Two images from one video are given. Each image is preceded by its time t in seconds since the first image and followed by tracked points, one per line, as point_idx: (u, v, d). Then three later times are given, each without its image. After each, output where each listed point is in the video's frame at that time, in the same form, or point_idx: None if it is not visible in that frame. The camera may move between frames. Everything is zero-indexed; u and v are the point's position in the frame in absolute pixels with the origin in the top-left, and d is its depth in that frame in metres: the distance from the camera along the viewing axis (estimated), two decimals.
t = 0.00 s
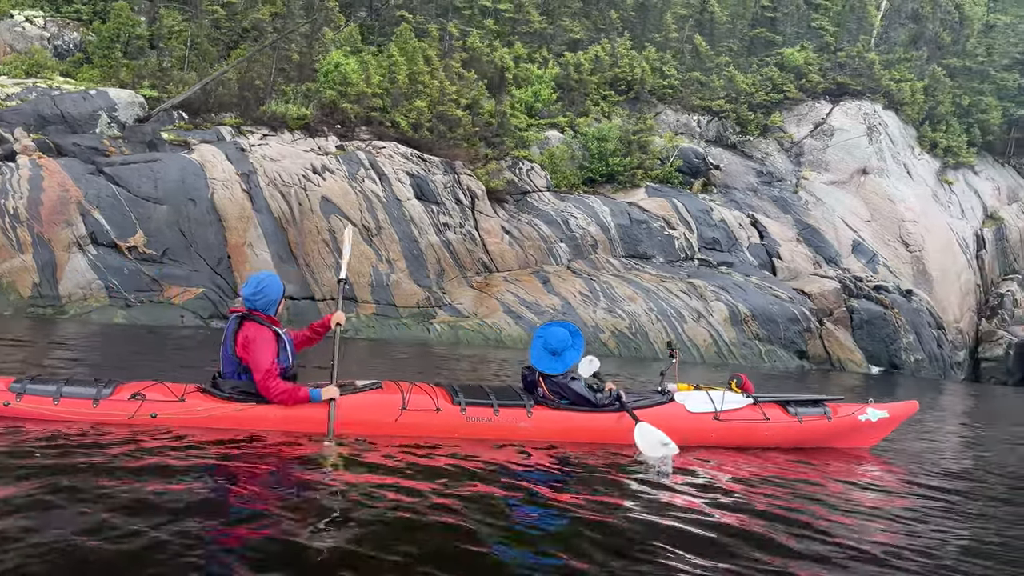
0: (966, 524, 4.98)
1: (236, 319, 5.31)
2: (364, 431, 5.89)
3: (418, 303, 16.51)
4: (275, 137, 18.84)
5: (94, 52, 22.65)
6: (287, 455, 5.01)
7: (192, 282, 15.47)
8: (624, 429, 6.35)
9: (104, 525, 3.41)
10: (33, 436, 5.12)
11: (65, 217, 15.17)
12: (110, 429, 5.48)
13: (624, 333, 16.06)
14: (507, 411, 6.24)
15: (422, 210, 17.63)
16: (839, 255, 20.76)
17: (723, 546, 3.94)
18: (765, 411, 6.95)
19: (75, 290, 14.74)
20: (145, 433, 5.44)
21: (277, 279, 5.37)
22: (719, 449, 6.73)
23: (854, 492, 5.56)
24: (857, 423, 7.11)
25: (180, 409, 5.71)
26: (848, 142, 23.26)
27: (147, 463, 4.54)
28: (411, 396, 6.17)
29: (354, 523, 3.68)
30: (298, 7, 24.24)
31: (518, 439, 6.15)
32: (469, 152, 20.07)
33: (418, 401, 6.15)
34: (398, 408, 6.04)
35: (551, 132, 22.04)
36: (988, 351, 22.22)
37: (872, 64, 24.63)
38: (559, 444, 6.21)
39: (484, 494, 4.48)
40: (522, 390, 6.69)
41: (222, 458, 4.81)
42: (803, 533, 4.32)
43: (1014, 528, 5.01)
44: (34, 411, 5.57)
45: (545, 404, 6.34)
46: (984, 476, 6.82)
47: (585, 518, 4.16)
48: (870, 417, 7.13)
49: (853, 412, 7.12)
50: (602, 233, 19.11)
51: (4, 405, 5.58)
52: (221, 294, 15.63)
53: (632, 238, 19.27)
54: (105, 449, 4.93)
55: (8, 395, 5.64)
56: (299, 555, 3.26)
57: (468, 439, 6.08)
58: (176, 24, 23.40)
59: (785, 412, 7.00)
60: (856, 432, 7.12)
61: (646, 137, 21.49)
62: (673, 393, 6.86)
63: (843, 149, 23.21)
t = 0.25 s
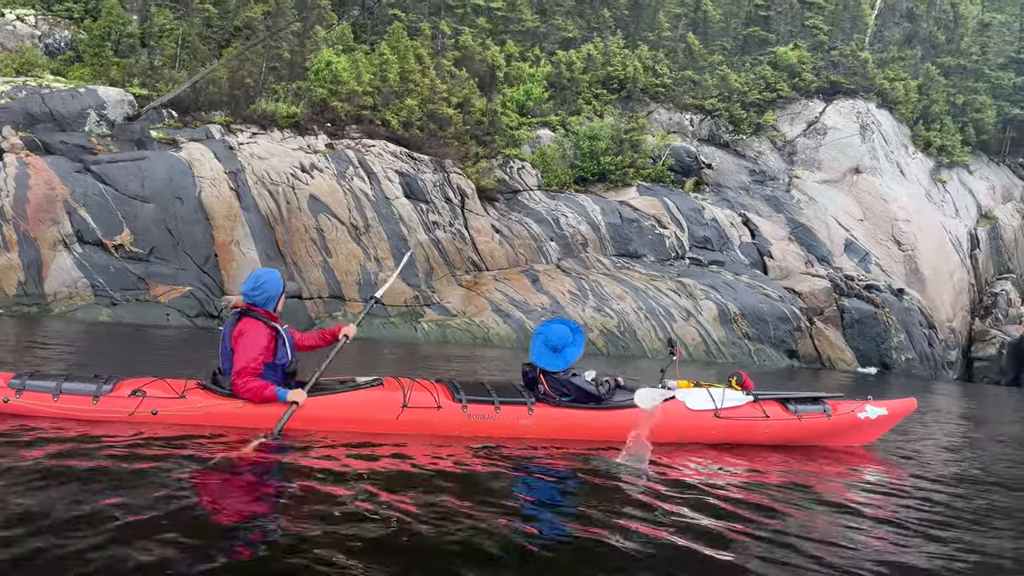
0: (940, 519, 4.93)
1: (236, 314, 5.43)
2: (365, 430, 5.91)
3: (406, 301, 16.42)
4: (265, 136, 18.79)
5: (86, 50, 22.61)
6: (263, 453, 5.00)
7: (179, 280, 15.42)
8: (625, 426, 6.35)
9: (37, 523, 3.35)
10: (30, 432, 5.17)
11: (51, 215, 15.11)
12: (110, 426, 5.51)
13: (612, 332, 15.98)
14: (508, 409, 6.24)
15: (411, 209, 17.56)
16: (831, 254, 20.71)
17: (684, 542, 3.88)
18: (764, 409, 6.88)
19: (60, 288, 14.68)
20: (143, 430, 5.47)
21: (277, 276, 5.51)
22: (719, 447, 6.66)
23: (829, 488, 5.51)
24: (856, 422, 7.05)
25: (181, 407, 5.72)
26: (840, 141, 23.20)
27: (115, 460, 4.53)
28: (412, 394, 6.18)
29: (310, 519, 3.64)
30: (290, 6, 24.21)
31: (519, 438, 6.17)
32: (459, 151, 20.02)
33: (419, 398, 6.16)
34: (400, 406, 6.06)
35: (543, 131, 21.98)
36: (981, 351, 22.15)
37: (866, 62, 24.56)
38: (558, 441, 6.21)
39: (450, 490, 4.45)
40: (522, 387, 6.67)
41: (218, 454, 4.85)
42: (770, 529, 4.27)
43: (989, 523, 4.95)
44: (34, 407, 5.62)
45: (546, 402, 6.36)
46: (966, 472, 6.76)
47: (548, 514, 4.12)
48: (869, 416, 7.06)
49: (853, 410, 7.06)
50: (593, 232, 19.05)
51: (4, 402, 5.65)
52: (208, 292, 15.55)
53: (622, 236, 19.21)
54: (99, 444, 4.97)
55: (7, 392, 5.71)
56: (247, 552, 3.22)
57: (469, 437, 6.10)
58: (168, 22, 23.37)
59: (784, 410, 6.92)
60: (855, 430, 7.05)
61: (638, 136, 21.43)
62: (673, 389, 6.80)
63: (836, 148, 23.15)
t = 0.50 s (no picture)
0: (908, 517, 4.88)
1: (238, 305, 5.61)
2: (368, 425, 5.98)
3: (393, 299, 16.41)
4: (254, 132, 18.75)
5: (76, 46, 22.58)
6: (234, 451, 4.98)
7: (165, 277, 15.35)
8: (627, 420, 6.39)
9: None
10: (32, 426, 5.28)
11: (36, 212, 15.04)
12: (113, 419, 5.62)
13: (600, 330, 15.89)
14: (511, 403, 6.28)
15: (399, 206, 17.49)
16: (823, 251, 20.64)
17: (638, 543, 3.84)
18: (765, 404, 6.93)
19: (45, 285, 14.62)
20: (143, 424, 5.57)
21: (278, 271, 5.70)
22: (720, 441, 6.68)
23: (798, 486, 5.47)
24: (855, 417, 7.11)
25: (182, 399, 5.81)
26: (833, 138, 23.12)
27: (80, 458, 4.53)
28: (414, 388, 6.24)
29: (260, 519, 3.61)
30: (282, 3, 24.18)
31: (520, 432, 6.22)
32: (449, 148, 19.95)
33: (422, 392, 6.21)
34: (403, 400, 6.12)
35: (534, 128, 21.90)
36: (974, 349, 22.07)
37: (859, 59, 24.46)
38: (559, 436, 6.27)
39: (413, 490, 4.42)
40: (525, 382, 6.75)
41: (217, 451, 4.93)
42: (731, 528, 4.23)
43: (956, 521, 4.91)
44: (36, 401, 5.75)
45: (548, 397, 6.38)
46: (943, 470, 6.71)
47: (505, 513, 4.10)
48: (869, 411, 7.11)
49: (853, 406, 7.11)
50: (582, 230, 18.99)
51: (7, 395, 5.77)
52: (193, 289, 15.45)
53: (612, 234, 19.14)
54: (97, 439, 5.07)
55: (10, 385, 5.84)
56: (189, 555, 3.19)
57: (470, 432, 6.16)
58: (159, 19, 23.35)
59: (785, 405, 6.98)
60: (854, 425, 7.12)
61: (629, 133, 21.36)
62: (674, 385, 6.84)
63: (828, 145, 23.05)
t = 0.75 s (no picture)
0: (882, 511, 4.82)
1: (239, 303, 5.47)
2: (368, 420, 5.87)
3: (382, 295, 16.32)
4: (244, 129, 18.68)
5: (68, 43, 22.57)
6: (233, 447, 4.82)
7: (152, 273, 15.27)
8: (631, 418, 6.38)
9: None
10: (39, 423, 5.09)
11: (23, 207, 14.95)
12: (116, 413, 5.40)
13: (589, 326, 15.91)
14: (514, 398, 6.21)
15: (389, 202, 17.43)
16: (816, 248, 20.56)
17: (600, 534, 3.74)
18: (766, 400, 6.95)
19: (32, 281, 14.51)
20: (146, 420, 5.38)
21: (279, 268, 5.51)
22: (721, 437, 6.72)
23: (775, 480, 5.41)
24: (856, 414, 7.13)
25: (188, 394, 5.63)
26: (827, 135, 23.04)
27: (53, 448, 4.42)
28: (418, 385, 6.15)
29: (210, 507, 3.52)
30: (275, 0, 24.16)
31: (524, 428, 6.13)
32: (440, 144, 19.87)
33: (425, 388, 6.13)
34: (406, 395, 6.01)
35: (526, 125, 21.82)
36: (968, 346, 21.98)
37: (854, 56, 24.38)
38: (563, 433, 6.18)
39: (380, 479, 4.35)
40: (527, 380, 6.73)
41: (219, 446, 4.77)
42: (700, 520, 4.17)
43: (933, 517, 4.85)
44: (42, 398, 5.53)
45: (551, 392, 6.34)
46: (925, 465, 6.65)
47: (470, 502, 4.03)
48: (869, 408, 7.15)
49: (853, 403, 7.18)
50: (573, 226, 18.93)
51: (12, 392, 5.57)
52: (181, 286, 15.39)
53: (603, 231, 19.09)
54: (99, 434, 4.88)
55: (14, 382, 5.65)
56: (138, 538, 3.12)
57: (474, 428, 6.06)
58: (151, 16, 23.31)
59: (786, 402, 7.01)
60: (855, 422, 7.14)
61: (622, 130, 21.30)
62: (674, 382, 6.86)
63: (822, 142, 22.97)
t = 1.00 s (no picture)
0: (852, 511, 4.73)
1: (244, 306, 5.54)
2: (372, 418, 5.84)
3: (370, 292, 16.28)
4: (234, 125, 18.65)
5: (60, 39, 22.58)
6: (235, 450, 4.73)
7: (139, 269, 15.26)
8: (634, 416, 6.34)
9: None
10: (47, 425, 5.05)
11: (10, 203, 14.87)
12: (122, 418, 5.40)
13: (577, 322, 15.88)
14: (518, 397, 6.17)
15: (378, 198, 17.40)
16: (809, 245, 20.49)
17: (551, 529, 3.69)
18: (765, 398, 6.95)
19: (17, 277, 14.42)
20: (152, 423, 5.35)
21: (282, 270, 5.67)
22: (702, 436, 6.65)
23: (745, 478, 5.33)
24: (855, 412, 7.16)
25: (193, 396, 5.62)
26: (820, 131, 23.00)
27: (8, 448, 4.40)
28: (421, 384, 6.08)
29: (153, 507, 3.49)
30: None
31: (528, 427, 6.09)
32: (431, 140, 19.82)
33: (429, 388, 6.06)
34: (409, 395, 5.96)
35: (518, 121, 21.78)
36: (961, 343, 21.91)
37: (848, 52, 24.29)
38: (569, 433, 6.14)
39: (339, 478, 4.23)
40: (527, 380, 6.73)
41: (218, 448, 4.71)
42: (660, 520, 4.09)
43: (903, 516, 4.76)
44: (47, 399, 5.50)
45: (551, 391, 6.31)
46: (904, 462, 6.56)
47: (424, 502, 3.94)
48: (867, 406, 7.19)
49: (852, 401, 7.20)
50: (564, 223, 18.89)
51: (17, 394, 5.50)
52: (169, 282, 15.39)
53: (594, 227, 19.03)
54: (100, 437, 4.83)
55: (20, 383, 5.58)
56: (69, 544, 3.04)
57: (479, 428, 6.00)
58: (143, 12, 23.27)
59: (786, 400, 7.02)
60: (854, 420, 7.15)
61: (614, 126, 21.26)
62: (675, 381, 6.81)
63: (815, 138, 22.92)
